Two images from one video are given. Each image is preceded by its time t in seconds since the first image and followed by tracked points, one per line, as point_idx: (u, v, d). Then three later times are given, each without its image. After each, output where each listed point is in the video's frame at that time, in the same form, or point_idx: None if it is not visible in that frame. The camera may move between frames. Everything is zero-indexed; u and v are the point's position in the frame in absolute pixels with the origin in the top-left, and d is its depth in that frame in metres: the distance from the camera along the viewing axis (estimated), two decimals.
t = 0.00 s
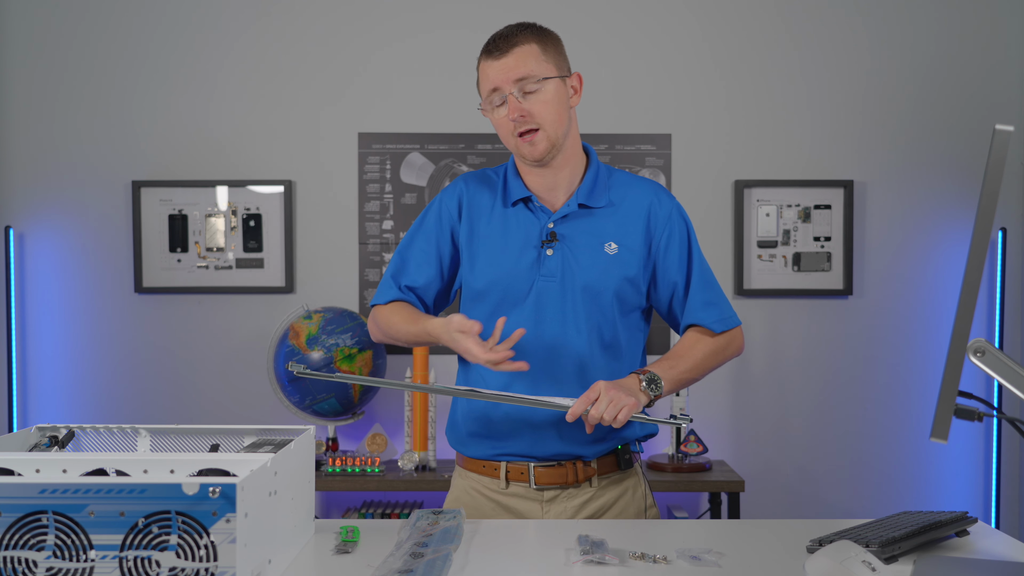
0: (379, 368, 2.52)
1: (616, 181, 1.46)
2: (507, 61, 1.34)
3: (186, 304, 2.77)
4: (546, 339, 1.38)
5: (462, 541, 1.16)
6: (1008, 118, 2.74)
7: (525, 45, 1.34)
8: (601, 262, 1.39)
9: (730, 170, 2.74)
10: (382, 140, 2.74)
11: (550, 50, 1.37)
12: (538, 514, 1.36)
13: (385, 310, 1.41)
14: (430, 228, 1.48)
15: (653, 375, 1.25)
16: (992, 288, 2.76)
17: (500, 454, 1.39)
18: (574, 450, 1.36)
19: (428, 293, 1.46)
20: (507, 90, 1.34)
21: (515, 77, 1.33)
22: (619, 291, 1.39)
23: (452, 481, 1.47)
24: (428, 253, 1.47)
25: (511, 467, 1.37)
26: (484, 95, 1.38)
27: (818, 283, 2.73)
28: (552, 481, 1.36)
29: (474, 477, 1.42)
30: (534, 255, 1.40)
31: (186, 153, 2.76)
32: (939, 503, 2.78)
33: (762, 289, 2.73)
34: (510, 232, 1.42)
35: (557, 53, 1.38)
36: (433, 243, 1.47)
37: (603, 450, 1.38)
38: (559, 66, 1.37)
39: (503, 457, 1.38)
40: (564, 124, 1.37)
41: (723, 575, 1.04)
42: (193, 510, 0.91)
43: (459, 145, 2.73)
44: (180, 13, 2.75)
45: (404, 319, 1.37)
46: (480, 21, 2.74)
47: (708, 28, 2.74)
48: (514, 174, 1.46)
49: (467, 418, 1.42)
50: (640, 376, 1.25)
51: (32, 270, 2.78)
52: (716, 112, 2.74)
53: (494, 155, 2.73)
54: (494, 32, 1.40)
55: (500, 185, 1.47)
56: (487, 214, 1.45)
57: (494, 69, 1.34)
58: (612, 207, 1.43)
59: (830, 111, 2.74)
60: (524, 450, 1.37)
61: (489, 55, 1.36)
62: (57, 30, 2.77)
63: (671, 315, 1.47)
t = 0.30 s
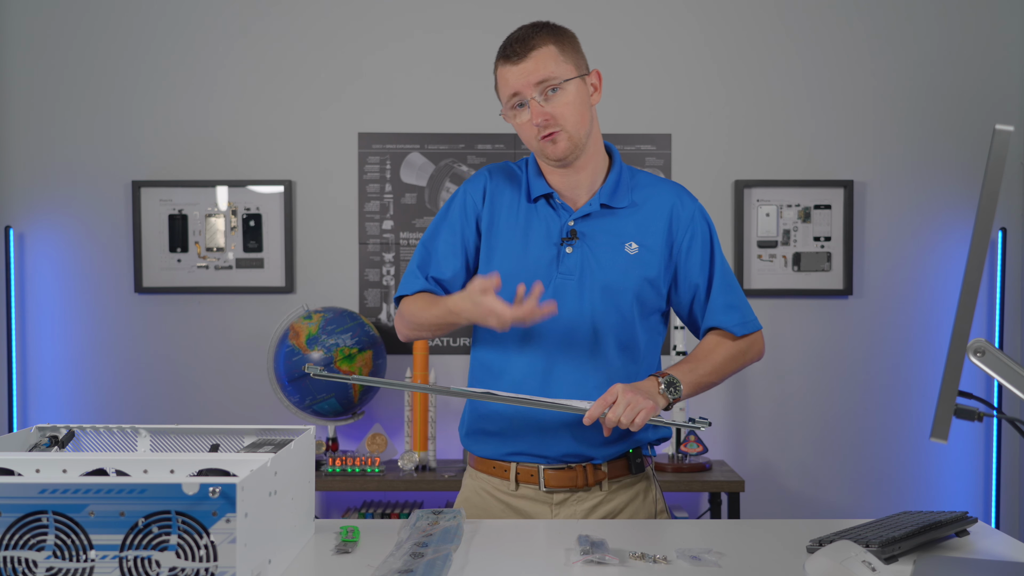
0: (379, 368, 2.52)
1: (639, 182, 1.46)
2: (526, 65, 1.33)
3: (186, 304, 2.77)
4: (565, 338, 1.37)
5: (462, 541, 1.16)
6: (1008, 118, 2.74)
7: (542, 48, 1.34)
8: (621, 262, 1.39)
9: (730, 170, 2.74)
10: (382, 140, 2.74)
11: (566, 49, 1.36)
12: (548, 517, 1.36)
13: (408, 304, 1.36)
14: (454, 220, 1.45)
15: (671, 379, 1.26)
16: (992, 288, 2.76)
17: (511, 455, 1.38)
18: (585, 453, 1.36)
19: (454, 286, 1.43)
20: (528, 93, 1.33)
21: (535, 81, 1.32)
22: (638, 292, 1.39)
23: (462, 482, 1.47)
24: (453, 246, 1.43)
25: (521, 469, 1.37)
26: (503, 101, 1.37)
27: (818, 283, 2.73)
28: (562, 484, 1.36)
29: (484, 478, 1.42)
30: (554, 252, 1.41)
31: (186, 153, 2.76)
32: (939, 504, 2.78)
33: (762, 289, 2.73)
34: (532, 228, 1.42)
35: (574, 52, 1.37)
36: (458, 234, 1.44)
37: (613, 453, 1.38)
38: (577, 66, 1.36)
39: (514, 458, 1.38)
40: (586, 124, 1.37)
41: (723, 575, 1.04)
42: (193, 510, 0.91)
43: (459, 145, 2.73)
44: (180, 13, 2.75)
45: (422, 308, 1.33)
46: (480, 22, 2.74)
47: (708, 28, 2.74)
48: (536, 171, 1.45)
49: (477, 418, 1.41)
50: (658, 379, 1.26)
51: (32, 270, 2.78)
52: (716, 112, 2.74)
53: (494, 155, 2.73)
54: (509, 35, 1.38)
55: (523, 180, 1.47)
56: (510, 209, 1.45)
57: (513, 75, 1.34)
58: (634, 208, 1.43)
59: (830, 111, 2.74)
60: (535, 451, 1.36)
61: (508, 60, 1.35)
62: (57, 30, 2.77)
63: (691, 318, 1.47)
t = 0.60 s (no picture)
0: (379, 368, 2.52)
1: (650, 183, 1.45)
2: (557, 56, 1.32)
3: (186, 303, 2.77)
4: (575, 342, 1.37)
5: (463, 541, 1.16)
6: (1008, 118, 2.74)
7: (577, 42, 1.33)
8: (632, 265, 1.38)
9: (730, 170, 2.74)
10: (382, 140, 2.74)
11: (600, 49, 1.35)
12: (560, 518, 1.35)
13: (425, 310, 1.42)
14: (464, 225, 1.47)
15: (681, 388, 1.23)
16: (992, 288, 2.76)
17: (523, 456, 1.38)
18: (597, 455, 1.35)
19: (465, 293, 1.47)
20: (554, 84, 1.32)
21: (564, 72, 1.32)
22: (649, 295, 1.38)
23: (476, 482, 1.47)
24: (464, 252, 1.46)
25: (533, 469, 1.37)
26: (528, 86, 1.36)
27: (818, 283, 2.73)
28: (574, 485, 1.35)
29: (497, 478, 1.42)
30: (563, 254, 1.39)
31: (186, 153, 2.76)
32: (939, 504, 2.78)
33: (761, 289, 2.73)
34: (542, 230, 1.42)
35: (607, 53, 1.36)
36: (468, 239, 1.46)
37: (626, 455, 1.37)
38: (608, 67, 1.35)
39: (526, 459, 1.38)
40: (604, 127, 1.36)
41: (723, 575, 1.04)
42: (193, 510, 0.91)
43: (459, 145, 2.73)
44: (181, 13, 2.75)
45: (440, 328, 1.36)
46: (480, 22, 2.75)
47: (708, 28, 2.74)
48: (547, 172, 1.45)
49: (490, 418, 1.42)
50: (667, 388, 1.24)
51: (32, 269, 2.78)
52: (716, 112, 2.74)
53: (494, 155, 2.73)
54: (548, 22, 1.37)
55: (534, 182, 1.46)
56: (519, 212, 1.44)
57: (542, 61, 1.33)
58: (645, 209, 1.41)
59: (830, 111, 2.74)
60: (547, 453, 1.36)
61: (542, 45, 1.34)
62: (57, 30, 2.77)
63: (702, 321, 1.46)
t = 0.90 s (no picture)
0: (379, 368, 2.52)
1: (654, 183, 1.44)
2: (619, 53, 1.32)
3: (186, 303, 2.77)
4: (579, 343, 1.37)
5: (462, 541, 1.16)
6: (1008, 118, 2.74)
7: (637, 48, 1.33)
8: (636, 266, 1.38)
9: (730, 170, 2.74)
10: (382, 140, 2.74)
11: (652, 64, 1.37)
12: (562, 519, 1.35)
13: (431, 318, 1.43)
14: (468, 230, 1.48)
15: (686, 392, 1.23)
16: (992, 288, 2.76)
17: (526, 457, 1.38)
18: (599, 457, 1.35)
19: (470, 299, 1.47)
20: (608, 78, 1.31)
21: (619, 71, 1.31)
22: (653, 296, 1.38)
23: (480, 481, 1.48)
24: (468, 257, 1.47)
25: (536, 470, 1.37)
26: (575, 69, 1.34)
27: (818, 283, 2.73)
28: (576, 487, 1.35)
29: (500, 478, 1.43)
30: (567, 256, 1.39)
31: (186, 153, 2.76)
32: (939, 504, 2.78)
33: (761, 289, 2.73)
34: (545, 231, 1.41)
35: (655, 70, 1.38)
36: (472, 244, 1.47)
37: (629, 458, 1.37)
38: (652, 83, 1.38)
39: (528, 461, 1.38)
40: (627, 138, 1.37)
41: (722, 575, 1.04)
42: (193, 510, 0.91)
43: (459, 145, 2.74)
44: (181, 13, 2.75)
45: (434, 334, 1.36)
46: (480, 22, 2.75)
47: (708, 28, 2.74)
48: (553, 173, 1.45)
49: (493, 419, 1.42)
50: (672, 391, 1.23)
51: (32, 270, 2.77)
52: (716, 112, 2.74)
53: (494, 155, 2.74)
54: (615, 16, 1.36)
55: (536, 183, 1.46)
56: (522, 214, 1.44)
57: (599, 50, 1.32)
58: (650, 209, 1.41)
59: (830, 111, 2.74)
60: (549, 454, 1.36)
61: (608, 35, 1.32)
62: (57, 30, 2.77)
63: (708, 321, 1.46)
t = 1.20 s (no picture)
0: (379, 368, 2.52)
1: (669, 189, 1.44)
2: (626, 64, 1.28)
3: (186, 303, 2.77)
4: (589, 346, 1.37)
5: (463, 542, 1.16)
6: (1008, 118, 2.74)
7: (647, 57, 1.29)
8: (649, 272, 1.38)
9: (730, 170, 2.74)
10: (382, 141, 2.74)
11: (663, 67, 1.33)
12: (568, 519, 1.35)
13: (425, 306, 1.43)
14: (475, 224, 1.48)
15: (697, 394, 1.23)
16: (992, 288, 2.76)
17: (532, 457, 1.38)
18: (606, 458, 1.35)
19: (469, 296, 1.47)
20: (616, 92, 1.29)
21: (627, 84, 1.29)
22: (664, 302, 1.38)
23: (484, 482, 1.47)
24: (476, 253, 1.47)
25: (543, 471, 1.37)
26: (583, 83, 1.31)
27: (818, 283, 2.73)
28: (583, 488, 1.35)
29: (506, 479, 1.43)
30: (579, 258, 1.38)
31: (186, 153, 2.76)
32: (939, 503, 2.78)
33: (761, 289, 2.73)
34: (559, 232, 1.41)
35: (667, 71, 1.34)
36: (480, 240, 1.47)
37: (636, 460, 1.37)
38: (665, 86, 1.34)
39: (534, 462, 1.38)
40: (642, 144, 1.36)
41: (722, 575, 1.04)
42: (193, 510, 0.91)
43: (459, 145, 2.74)
44: (180, 13, 2.75)
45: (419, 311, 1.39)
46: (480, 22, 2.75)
47: (708, 28, 2.74)
48: (567, 174, 1.43)
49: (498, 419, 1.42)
50: (684, 393, 1.23)
51: (32, 270, 2.77)
52: (716, 112, 2.74)
53: (494, 155, 2.74)
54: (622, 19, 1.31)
55: (551, 183, 1.45)
56: (534, 213, 1.43)
57: (607, 63, 1.29)
58: (665, 215, 1.41)
59: (830, 111, 2.74)
60: (556, 456, 1.36)
61: (613, 46, 1.29)
62: (57, 31, 2.77)
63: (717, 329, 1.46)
